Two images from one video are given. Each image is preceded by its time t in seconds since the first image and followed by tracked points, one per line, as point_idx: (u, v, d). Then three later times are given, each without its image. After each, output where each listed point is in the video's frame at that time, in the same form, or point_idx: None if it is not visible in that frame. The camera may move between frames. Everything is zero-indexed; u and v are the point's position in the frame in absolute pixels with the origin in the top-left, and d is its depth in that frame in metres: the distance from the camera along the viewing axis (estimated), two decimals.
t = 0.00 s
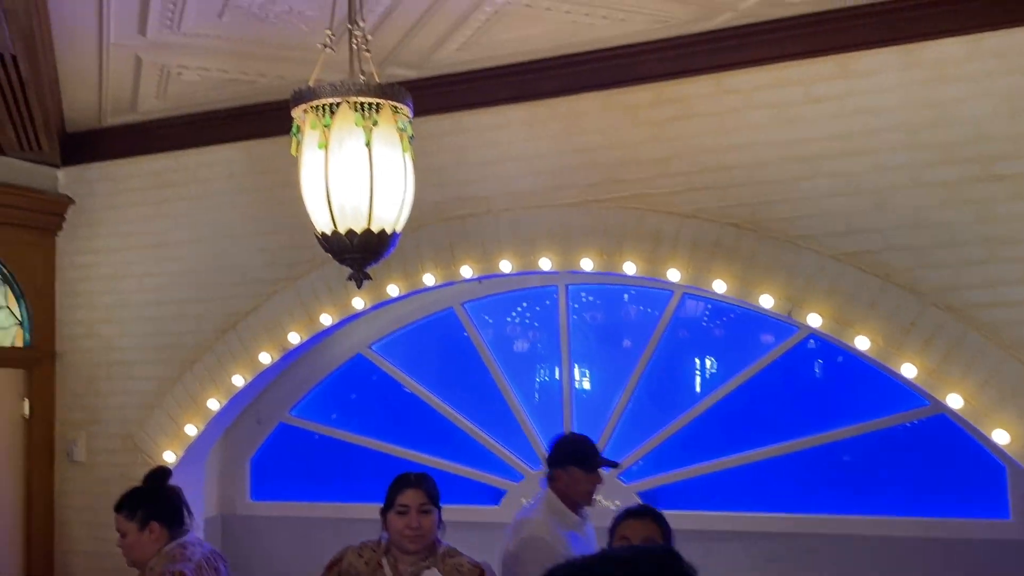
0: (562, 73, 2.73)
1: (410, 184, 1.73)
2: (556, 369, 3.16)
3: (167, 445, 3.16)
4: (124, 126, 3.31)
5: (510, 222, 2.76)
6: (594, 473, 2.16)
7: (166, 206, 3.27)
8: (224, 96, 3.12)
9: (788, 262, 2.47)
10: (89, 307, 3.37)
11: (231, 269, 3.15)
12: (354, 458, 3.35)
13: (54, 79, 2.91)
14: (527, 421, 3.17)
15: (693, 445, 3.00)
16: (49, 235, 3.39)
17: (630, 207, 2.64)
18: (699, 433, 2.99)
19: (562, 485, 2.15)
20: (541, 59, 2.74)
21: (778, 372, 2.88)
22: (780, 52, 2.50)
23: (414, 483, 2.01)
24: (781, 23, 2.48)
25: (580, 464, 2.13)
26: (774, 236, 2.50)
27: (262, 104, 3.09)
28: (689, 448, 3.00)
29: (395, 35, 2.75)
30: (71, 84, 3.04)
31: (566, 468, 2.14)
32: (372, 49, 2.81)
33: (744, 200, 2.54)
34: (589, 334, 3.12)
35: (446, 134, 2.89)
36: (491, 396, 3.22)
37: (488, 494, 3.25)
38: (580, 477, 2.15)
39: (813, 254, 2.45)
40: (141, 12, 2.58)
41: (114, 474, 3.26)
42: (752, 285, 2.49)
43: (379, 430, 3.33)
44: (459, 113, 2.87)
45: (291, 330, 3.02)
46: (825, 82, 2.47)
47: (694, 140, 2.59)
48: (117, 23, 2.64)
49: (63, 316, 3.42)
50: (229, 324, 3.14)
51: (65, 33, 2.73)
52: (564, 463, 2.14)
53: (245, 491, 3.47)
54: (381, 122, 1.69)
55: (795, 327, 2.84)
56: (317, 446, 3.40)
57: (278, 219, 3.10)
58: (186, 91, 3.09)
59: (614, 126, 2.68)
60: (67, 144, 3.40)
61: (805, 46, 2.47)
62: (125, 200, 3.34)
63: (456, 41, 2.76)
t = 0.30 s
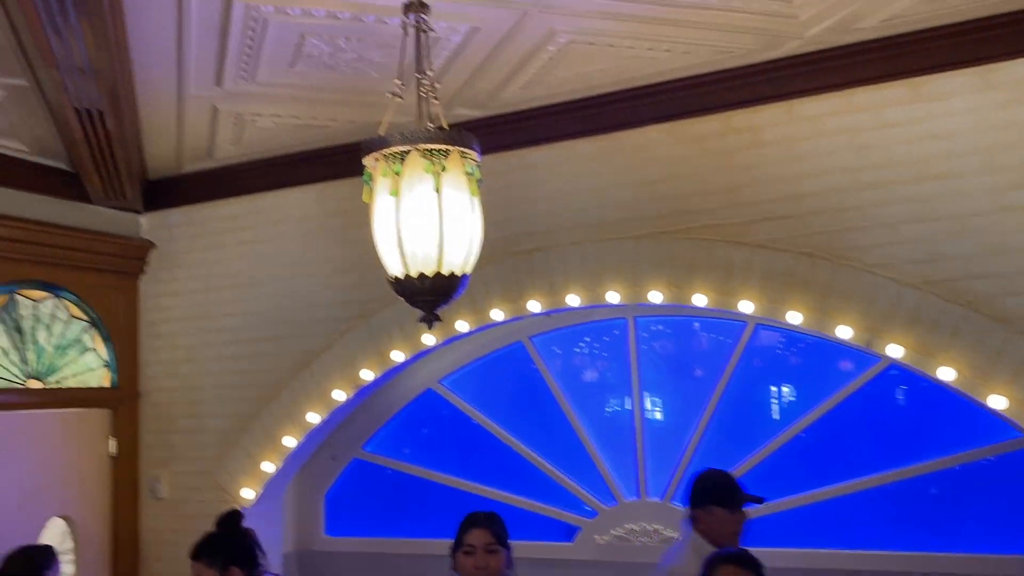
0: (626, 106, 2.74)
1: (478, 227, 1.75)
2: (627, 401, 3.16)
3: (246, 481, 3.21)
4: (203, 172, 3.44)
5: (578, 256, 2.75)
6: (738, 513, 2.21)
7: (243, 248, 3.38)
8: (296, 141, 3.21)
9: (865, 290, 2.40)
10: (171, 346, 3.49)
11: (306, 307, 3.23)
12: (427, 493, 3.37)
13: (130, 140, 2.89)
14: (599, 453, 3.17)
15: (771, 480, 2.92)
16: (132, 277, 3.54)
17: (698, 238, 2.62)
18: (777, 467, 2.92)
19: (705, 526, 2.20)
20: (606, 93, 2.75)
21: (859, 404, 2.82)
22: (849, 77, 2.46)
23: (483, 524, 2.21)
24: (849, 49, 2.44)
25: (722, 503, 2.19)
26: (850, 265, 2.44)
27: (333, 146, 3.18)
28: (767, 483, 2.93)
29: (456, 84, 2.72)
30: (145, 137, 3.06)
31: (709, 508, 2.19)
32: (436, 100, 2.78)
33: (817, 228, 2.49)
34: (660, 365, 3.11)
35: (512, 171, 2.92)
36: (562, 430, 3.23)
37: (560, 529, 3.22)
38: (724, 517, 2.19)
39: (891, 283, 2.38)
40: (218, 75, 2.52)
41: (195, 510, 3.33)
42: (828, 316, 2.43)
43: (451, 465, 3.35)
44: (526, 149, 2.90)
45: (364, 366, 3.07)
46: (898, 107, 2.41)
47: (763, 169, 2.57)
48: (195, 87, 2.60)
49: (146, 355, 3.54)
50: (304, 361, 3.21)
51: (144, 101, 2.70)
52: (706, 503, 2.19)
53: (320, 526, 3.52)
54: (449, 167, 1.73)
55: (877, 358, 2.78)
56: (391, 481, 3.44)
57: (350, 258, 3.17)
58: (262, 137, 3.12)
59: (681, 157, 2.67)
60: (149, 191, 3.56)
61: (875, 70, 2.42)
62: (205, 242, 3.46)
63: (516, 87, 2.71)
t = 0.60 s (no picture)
0: (720, 130, 2.72)
1: (574, 259, 1.77)
2: (731, 425, 3.12)
3: (354, 509, 3.30)
4: (308, 210, 3.59)
5: (676, 282, 2.74)
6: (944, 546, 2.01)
7: (347, 282, 3.50)
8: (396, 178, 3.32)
9: (981, 311, 2.29)
10: (280, 378, 3.63)
11: (408, 338, 3.32)
12: (530, 522, 3.39)
13: (241, 185, 3.04)
14: (704, 480, 3.14)
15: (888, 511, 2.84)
16: (244, 312, 3.71)
17: (800, 261, 2.56)
18: (894, 495, 2.84)
19: (907, 560, 2.01)
20: (699, 119, 2.74)
21: (980, 429, 2.70)
22: (954, 91, 2.37)
23: (586, 552, 2.38)
24: (954, 62, 2.36)
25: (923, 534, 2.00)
26: (964, 286, 2.34)
27: (430, 182, 3.28)
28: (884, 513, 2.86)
29: (551, 116, 2.75)
30: (255, 181, 3.22)
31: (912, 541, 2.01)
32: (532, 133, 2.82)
33: (925, 248, 2.40)
34: (764, 388, 3.06)
35: (607, 199, 2.94)
36: (665, 457, 3.22)
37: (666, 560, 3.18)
38: (926, 549, 2.00)
39: (1010, 303, 2.27)
40: (323, 120, 2.63)
41: (305, 537, 3.43)
42: (943, 338, 2.33)
43: (553, 493, 3.37)
44: (619, 177, 2.92)
45: (464, 396, 3.12)
46: (1010, 119, 2.31)
47: (865, 188, 2.50)
48: (301, 133, 2.73)
49: (257, 387, 3.69)
50: (407, 391, 3.29)
51: (254, 147, 2.84)
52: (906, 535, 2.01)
53: (426, 553, 3.55)
54: (545, 203, 1.75)
55: (999, 379, 2.64)
56: (494, 508, 3.47)
57: (449, 289, 3.25)
58: (364, 176, 3.23)
59: (778, 179, 2.63)
60: (259, 230, 3.74)
61: (983, 83, 2.34)
62: (311, 278, 3.60)
63: (611, 113, 2.73)
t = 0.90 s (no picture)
0: (821, 136, 2.65)
1: (675, 274, 1.76)
2: (842, 436, 3.06)
3: (460, 524, 3.34)
4: (407, 230, 3.67)
5: (780, 293, 2.68)
6: None
7: (448, 300, 3.57)
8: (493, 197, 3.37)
9: None
10: (385, 395, 3.72)
11: (508, 354, 3.35)
12: (637, 537, 3.38)
13: (345, 209, 3.15)
14: (816, 496, 3.08)
15: (1017, 525, 2.76)
16: (350, 331, 3.83)
17: (912, 268, 2.46)
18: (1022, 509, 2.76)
19: None
20: (798, 125, 2.68)
21: None
22: None
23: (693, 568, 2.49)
24: None
25: None
26: None
27: (526, 198, 3.31)
28: (1011, 528, 2.77)
29: (645, 131, 2.73)
30: (357, 205, 3.33)
31: None
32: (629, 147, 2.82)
33: None
34: (877, 400, 2.97)
35: (705, 210, 2.90)
36: (775, 471, 3.17)
37: None
38: None
39: None
40: (421, 143, 2.69)
41: (413, 551, 3.50)
42: None
43: (659, 508, 3.35)
44: (717, 187, 2.88)
45: (566, 412, 3.14)
46: None
47: (980, 191, 2.38)
48: (401, 156, 2.80)
49: (364, 404, 3.80)
50: (509, 407, 3.32)
51: (356, 171, 2.94)
52: None
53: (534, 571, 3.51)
54: (644, 219, 1.75)
55: None
56: (599, 524, 3.47)
57: (548, 304, 3.27)
58: (461, 196, 3.29)
59: (884, 184, 2.55)
60: (361, 250, 3.85)
61: None
62: (412, 296, 3.69)
63: (707, 124, 2.69)
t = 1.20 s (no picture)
0: (927, 125, 2.55)
1: (776, 270, 1.72)
2: (956, 436, 2.91)
3: (557, 524, 3.35)
4: (500, 232, 3.71)
5: (885, 288, 2.58)
6: None
7: (542, 300, 3.59)
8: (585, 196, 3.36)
9: None
10: (481, 395, 3.76)
11: (603, 354, 3.34)
12: (738, 539, 3.32)
13: (440, 213, 3.20)
14: (927, 497, 2.96)
15: None
16: (446, 332, 3.89)
17: None
18: None
19: None
20: (902, 114, 2.58)
21: None
22: None
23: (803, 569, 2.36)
24: None
25: None
26: None
27: (618, 197, 3.30)
28: None
29: (740, 125, 2.68)
30: (450, 208, 3.38)
31: None
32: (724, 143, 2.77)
33: None
34: (993, 397, 2.82)
35: (804, 204, 2.83)
36: (882, 472, 3.05)
37: None
38: None
39: None
40: (512, 145, 2.71)
41: (512, 550, 3.53)
42: None
43: (761, 509, 3.28)
44: (816, 180, 2.80)
45: (664, 412, 3.10)
46: None
47: None
48: (492, 159, 2.83)
49: (461, 404, 3.85)
50: (604, 407, 3.31)
51: (449, 175, 2.98)
52: None
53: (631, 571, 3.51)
54: (742, 214, 1.72)
55: None
56: (698, 525, 3.42)
57: (643, 304, 3.24)
58: (553, 196, 3.30)
59: (998, 172, 2.42)
60: (454, 253, 3.91)
61: None
62: (506, 297, 3.72)
63: (805, 116, 2.62)
